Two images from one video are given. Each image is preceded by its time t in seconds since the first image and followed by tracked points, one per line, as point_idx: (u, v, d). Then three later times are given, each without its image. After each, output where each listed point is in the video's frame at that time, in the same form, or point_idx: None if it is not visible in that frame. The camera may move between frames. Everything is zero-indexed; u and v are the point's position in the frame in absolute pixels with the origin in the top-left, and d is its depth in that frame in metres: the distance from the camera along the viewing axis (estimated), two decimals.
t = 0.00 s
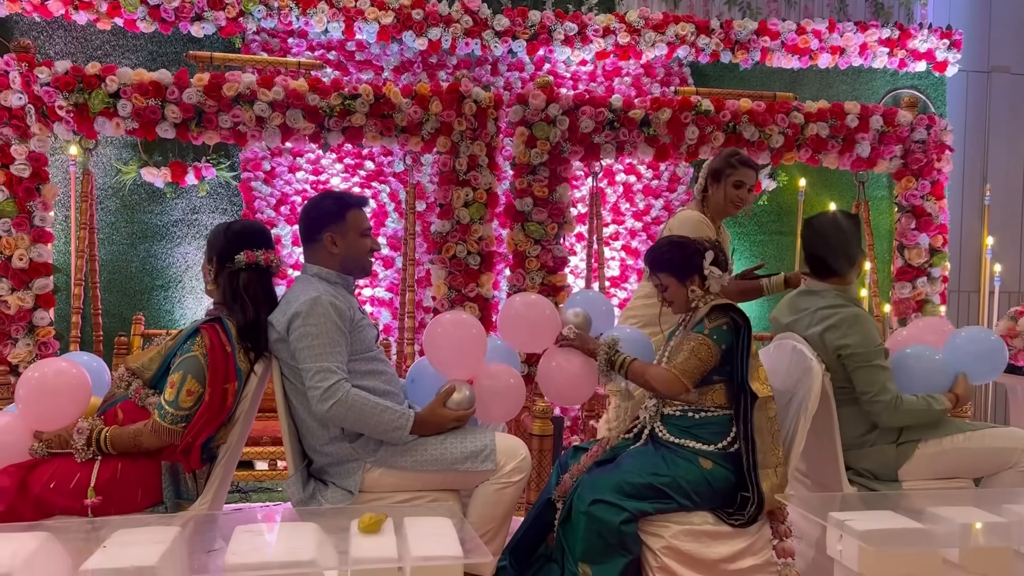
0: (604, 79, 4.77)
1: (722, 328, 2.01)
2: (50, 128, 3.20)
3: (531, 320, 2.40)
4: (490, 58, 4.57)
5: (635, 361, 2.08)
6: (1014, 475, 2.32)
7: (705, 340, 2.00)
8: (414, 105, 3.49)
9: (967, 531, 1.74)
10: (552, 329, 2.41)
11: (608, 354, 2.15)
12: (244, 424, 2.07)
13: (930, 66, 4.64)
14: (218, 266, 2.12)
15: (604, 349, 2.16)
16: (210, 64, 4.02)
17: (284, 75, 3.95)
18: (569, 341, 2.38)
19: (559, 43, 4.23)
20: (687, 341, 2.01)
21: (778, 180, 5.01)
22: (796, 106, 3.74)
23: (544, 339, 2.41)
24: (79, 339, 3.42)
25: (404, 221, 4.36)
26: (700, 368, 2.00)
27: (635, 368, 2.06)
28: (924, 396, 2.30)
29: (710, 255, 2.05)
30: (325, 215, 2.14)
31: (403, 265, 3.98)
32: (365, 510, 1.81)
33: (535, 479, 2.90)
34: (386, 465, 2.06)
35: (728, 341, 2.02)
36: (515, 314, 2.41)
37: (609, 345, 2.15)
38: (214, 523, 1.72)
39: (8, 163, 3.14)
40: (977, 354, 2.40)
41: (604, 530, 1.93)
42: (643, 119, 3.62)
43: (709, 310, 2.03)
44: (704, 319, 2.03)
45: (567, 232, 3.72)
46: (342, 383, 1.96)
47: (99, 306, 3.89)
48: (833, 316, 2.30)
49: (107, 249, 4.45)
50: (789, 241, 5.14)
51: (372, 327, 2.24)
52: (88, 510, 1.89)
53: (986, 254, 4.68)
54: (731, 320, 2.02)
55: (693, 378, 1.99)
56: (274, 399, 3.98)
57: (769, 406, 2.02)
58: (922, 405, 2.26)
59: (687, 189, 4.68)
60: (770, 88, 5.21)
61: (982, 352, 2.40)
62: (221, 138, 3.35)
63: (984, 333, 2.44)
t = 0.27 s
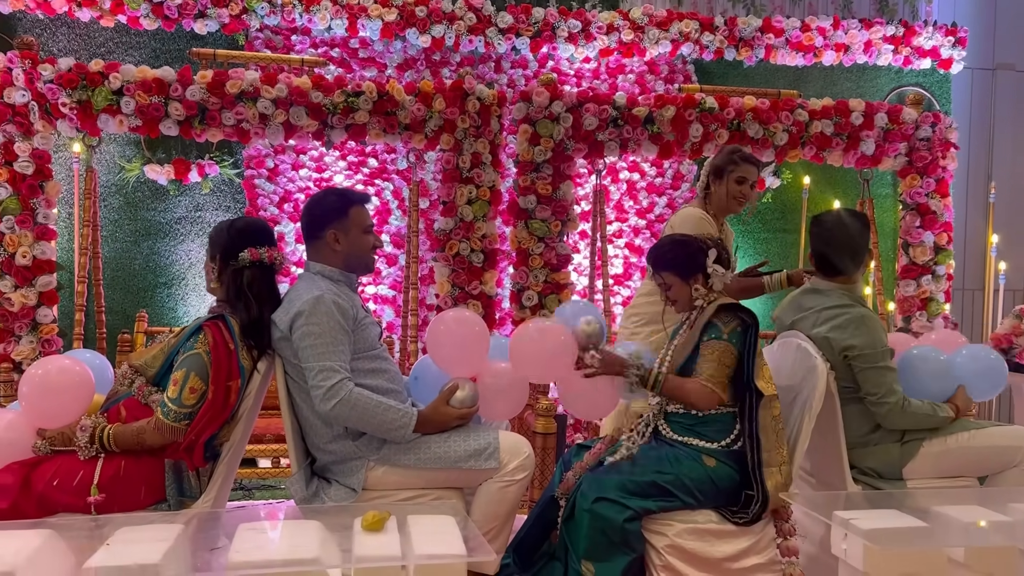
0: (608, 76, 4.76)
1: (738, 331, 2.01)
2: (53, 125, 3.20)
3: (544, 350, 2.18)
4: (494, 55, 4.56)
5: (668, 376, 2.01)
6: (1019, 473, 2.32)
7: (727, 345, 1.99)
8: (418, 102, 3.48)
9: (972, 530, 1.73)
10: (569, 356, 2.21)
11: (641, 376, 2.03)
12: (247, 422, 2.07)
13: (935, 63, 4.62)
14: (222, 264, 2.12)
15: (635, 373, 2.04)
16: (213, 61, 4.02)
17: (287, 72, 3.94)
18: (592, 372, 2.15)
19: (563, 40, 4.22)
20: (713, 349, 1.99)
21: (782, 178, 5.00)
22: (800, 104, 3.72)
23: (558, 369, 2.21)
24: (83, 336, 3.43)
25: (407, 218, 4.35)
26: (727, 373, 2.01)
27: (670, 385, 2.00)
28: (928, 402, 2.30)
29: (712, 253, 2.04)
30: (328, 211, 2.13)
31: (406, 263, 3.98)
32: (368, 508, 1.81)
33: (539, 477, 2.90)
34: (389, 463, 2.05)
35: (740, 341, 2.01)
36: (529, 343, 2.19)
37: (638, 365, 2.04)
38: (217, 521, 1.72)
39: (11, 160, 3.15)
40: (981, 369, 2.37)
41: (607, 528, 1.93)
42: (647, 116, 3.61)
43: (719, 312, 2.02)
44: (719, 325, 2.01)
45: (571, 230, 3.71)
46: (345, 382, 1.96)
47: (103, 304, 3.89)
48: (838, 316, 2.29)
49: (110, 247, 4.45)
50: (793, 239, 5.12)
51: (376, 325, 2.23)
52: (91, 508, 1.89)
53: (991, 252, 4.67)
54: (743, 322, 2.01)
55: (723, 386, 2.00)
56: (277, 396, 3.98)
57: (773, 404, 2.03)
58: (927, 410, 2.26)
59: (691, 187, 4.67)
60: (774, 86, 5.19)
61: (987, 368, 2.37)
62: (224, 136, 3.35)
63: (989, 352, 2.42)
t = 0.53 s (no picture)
0: (613, 75, 4.74)
1: (757, 336, 1.99)
2: (58, 124, 3.20)
3: (597, 355, 1.96)
4: (498, 54, 4.55)
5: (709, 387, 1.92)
6: None
7: (749, 352, 1.97)
8: (422, 101, 3.47)
9: (979, 531, 1.72)
10: (620, 366, 1.97)
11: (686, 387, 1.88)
12: (252, 421, 2.06)
13: (941, 63, 4.61)
14: (230, 265, 2.11)
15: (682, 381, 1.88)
16: (217, 60, 4.02)
17: (292, 71, 3.93)
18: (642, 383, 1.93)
19: (567, 39, 4.21)
20: (737, 357, 1.95)
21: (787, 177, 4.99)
22: (805, 103, 3.71)
23: (610, 379, 1.97)
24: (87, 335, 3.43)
25: (411, 218, 4.35)
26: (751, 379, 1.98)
27: (711, 397, 1.91)
28: (936, 402, 2.29)
29: (723, 253, 2.03)
30: (332, 210, 2.13)
31: (410, 262, 3.97)
32: (372, 507, 1.80)
33: (543, 477, 2.89)
34: (394, 462, 2.05)
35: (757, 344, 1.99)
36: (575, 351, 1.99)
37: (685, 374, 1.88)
38: (221, 520, 1.72)
39: (16, 159, 3.15)
40: (987, 368, 2.36)
41: (612, 528, 1.92)
42: (651, 115, 3.60)
43: (735, 317, 2.00)
44: (738, 331, 1.99)
45: (575, 229, 3.70)
46: (350, 381, 1.95)
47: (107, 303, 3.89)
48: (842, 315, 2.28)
49: (114, 246, 4.45)
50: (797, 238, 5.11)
51: (380, 323, 2.23)
52: (96, 507, 1.89)
53: (996, 252, 4.65)
54: (759, 325, 1.99)
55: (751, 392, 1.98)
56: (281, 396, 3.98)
57: (782, 406, 2.02)
58: (933, 408, 2.25)
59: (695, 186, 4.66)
60: (779, 85, 5.18)
61: (994, 366, 2.36)
62: (228, 134, 3.34)
63: (996, 347, 2.40)
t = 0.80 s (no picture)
0: (617, 76, 4.74)
1: (774, 341, 1.98)
2: (62, 124, 3.20)
3: (643, 380, 1.83)
4: (502, 55, 4.54)
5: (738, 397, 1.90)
6: None
7: (768, 360, 1.95)
8: (426, 102, 3.46)
9: (987, 534, 1.71)
10: (666, 389, 1.84)
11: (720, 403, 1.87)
12: (256, 421, 2.06)
13: (946, 63, 4.59)
14: (241, 270, 2.12)
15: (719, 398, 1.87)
16: (221, 60, 4.01)
17: (296, 72, 3.93)
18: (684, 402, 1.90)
19: (572, 39, 4.20)
20: (758, 365, 1.94)
21: (792, 178, 4.97)
22: (810, 103, 3.70)
23: (658, 404, 1.84)
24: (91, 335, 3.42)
25: (415, 218, 4.34)
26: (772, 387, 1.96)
27: (743, 409, 1.90)
28: (943, 405, 2.27)
29: (729, 256, 2.02)
30: (336, 211, 2.12)
31: (414, 263, 3.97)
32: (377, 509, 1.79)
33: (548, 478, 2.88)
34: (398, 463, 2.04)
35: (774, 349, 1.97)
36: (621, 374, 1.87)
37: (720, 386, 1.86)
38: (225, 521, 1.71)
39: (20, 159, 3.16)
40: (992, 370, 2.35)
41: (618, 530, 1.91)
42: (656, 116, 3.59)
43: (751, 324, 1.98)
44: (755, 338, 1.97)
45: (579, 230, 3.69)
46: (354, 382, 1.95)
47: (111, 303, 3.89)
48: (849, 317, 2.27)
49: (118, 246, 4.45)
50: (802, 239, 5.09)
51: (385, 324, 2.22)
52: (100, 507, 1.88)
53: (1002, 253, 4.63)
54: (774, 329, 1.98)
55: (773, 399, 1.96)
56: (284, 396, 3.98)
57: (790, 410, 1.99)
58: (940, 411, 2.23)
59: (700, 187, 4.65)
60: (784, 86, 5.17)
61: (1001, 367, 2.35)
62: (232, 135, 3.34)
63: (1003, 348, 2.39)
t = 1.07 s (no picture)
0: (620, 78, 4.73)
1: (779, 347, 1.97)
2: (66, 126, 3.21)
3: (661, 411, 1.79)
4: (505, 57, 4.54)
5: (749, 407, 1.91)
6: None
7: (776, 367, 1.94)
8: (430, 104, 3.46)
9: (993, 538, 1.70)
10: (684, 419, 1.80)
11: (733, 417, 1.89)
12: (260, 424, 2.05)
13: (950, 66, 4.59)
14: (245, 274, 2.12)
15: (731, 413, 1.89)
16: (225, 62, 4.01)
17: (299, 74, 3.94)
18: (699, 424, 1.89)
19: (575, 41, 4.20)
20: (765, 374, 1.92)
21: (795, 180, 4.96)
22: (815, 106, 3.69)
23: (676, 436, 1.80)
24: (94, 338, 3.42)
25: (418, 221, 4.34)
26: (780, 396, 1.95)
27: (754, 420, 1.90)
28: (949, 408, 2.26)
29: (732, 263, 2.02)
30: (339, 213, 2.12)
31: (418, 265, 3.96)
32: (381, 512, 1.79)
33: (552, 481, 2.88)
34: (402, 466, 2.03)
35: (781, 355, 1.96)
36: (636, 405, 1.82)
37: (732, 402, 1.89)
38: (229, 524, 1.71)
39: (24, 161, 3.16)
40: (996, 368, 2.36)
41: (622, 534, 1.90)
42: (660, 118, 3.59)
43: (757, 332, 1.97)
44: (761, 346, 1.95)
45: (583, 232, 3.69)
46: (358, 385, 1.94)
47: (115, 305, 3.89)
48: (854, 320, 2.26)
49: (122, 248, 4.46)
50: (806, 241, 5.08)
51: (388, 327, 2.22)
52: (104, 510, 1.88)
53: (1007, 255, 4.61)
54: (779, 334, 1.97)
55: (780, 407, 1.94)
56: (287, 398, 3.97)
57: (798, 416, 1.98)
58: (945, 414, 2.22)
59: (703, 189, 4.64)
60: (787, 88, 5.16)
61: (1005, 366, 2.35)
62: (236, 137, 3.34)
63: (1007, 347, 2.39)
